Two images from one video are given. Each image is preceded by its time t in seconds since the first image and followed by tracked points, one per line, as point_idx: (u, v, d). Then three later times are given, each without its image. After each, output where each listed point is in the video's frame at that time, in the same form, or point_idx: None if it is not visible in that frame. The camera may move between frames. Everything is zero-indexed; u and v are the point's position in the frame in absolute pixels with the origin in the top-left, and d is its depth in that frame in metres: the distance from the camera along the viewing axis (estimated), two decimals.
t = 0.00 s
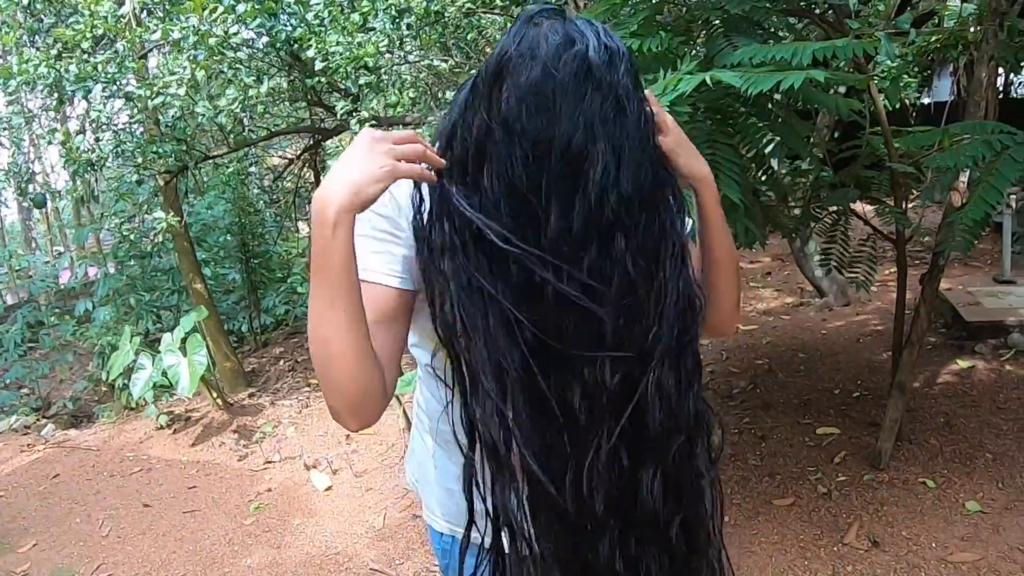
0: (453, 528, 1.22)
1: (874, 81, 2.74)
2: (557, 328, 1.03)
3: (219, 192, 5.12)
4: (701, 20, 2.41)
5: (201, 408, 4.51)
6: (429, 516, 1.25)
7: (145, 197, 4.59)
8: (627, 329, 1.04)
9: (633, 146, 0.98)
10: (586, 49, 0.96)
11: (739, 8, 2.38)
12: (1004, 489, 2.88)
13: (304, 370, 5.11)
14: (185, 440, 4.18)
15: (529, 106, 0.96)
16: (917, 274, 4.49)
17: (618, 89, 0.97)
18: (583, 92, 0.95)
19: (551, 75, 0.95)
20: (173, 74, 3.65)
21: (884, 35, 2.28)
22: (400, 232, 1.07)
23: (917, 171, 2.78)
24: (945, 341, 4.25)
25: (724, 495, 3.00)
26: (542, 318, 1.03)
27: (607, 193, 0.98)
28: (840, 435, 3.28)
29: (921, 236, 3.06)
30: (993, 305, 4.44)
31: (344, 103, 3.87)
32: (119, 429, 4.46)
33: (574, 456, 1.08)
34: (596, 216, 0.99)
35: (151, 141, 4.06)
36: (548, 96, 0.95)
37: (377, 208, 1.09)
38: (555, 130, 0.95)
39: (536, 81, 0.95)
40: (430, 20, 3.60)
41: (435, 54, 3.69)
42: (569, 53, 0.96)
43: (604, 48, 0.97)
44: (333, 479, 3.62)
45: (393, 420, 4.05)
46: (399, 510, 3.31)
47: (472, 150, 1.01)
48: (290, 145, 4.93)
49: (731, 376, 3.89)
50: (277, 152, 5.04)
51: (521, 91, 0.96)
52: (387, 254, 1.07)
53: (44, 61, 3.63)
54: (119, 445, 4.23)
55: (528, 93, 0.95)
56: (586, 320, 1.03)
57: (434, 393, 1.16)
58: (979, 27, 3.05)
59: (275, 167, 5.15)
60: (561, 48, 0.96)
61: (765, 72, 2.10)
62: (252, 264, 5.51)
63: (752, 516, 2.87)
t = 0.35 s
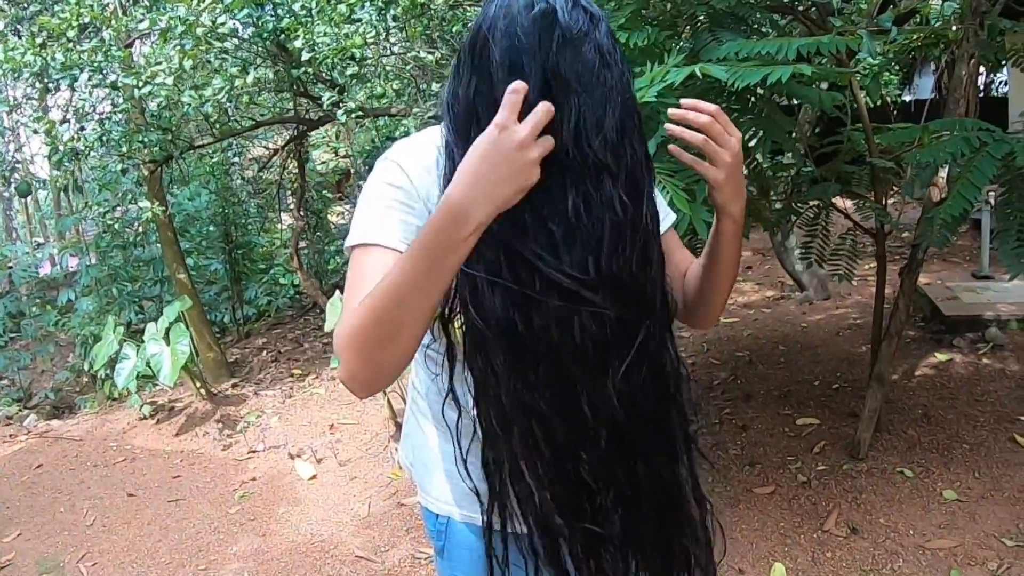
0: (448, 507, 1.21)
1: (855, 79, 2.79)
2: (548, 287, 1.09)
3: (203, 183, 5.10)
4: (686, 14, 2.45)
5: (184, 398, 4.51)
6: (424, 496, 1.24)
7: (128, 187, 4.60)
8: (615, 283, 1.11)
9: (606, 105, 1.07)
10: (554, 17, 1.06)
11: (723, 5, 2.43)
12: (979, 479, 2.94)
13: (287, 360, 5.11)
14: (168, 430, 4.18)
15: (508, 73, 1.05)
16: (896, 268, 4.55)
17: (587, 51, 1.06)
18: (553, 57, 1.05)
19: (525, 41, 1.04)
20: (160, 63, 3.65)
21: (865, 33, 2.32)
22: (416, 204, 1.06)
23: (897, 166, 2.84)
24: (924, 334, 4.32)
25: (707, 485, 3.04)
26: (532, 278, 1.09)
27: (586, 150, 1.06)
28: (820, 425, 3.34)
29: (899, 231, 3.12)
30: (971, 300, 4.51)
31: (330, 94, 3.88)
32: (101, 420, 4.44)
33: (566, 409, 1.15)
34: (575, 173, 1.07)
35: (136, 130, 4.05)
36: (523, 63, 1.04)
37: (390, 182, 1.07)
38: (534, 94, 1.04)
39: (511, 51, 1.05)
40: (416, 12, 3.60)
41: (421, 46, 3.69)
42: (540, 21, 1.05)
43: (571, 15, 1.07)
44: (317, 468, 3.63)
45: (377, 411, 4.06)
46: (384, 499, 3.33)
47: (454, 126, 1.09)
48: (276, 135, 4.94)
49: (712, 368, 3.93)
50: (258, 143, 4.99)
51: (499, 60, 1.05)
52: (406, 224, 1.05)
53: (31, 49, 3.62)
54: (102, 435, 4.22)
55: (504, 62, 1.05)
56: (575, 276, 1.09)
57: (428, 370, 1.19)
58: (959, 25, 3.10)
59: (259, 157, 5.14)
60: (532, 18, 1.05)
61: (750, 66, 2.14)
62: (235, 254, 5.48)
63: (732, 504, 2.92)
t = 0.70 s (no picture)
0: (442, 504, 1.23)
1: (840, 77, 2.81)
2: (586, 285, 1.02)
3: (190, 177, 5.09)
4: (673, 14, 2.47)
5: (170, 393, 4.49)
6: (417, 492, 1.26)
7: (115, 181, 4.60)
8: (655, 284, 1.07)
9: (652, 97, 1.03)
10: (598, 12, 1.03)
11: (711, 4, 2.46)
12: (961, 474, 2.98)
13: (273, 355, 5.10)
14: (154, 424, 4.17)
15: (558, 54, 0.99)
16: (880, 265, 4.59)
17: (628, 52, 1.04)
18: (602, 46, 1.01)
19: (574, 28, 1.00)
20: (147, 57, 3.65)
21: (850, 32, 2.34)
22: (394, 210, 1.04)
23: (880, 165, 2.85)
24: (907, 331, 4.36)
25: (690, 479, 3.07)
26: (570, 275, 1.02)
27: (627, 143, 1.03)
28: (803, 420, 3.37)
29: (884, 228, 3.14)
30: (954, 297, 4.55)
31: (317, 89, 3.89)
32: (86, 414, 4.43)
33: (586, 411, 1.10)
34: (620, 165, 1.02)
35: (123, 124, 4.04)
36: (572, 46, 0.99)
37: (370, 187, 1.04)
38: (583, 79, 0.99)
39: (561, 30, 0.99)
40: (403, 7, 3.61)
41: (408, 42, 3.71)
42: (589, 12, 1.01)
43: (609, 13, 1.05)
44: (303, 463, 3.63)
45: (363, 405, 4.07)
46: (370, 493, 3.34)
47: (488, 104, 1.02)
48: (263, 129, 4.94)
49: (697, 364, 3.96)
50: (245, 138, 5.01)
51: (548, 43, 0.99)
52: (379, 234, 1.03)
53: (18, 42, 3.61)
54: (88, 430, 4.21)
55: (554, 44, 0.99)
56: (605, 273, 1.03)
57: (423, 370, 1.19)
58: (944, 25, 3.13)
59: (245, 152, 5.12)
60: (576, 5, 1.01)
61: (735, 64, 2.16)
62: (221, 249, 5.46)
63: (717, 498, 2.94)
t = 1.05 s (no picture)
0: (430, 503, 1.23)
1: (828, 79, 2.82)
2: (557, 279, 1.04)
3: (181, 177, 5.08)
4: (662, 15, 2.49)
5: (160, 393, 4.49)
6: (406, 489, 1.27)
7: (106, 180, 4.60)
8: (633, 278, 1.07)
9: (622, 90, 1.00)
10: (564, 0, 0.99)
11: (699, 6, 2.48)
12: (948, 472, 3.00)
13: (264, 355, 5.10)
14: (144, 424, 4.17)
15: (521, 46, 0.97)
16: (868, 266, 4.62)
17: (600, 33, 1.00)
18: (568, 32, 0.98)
19: (539, 20, 0.97)
20: (138, 56, 3.65)
21: (835, 34, 2.35)
22: (386, 201, 1.04)
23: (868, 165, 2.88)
24: (896, 331, 4.38)
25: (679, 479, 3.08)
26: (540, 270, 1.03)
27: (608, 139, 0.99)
28: (791, 420, 3.39)
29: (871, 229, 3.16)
30: (942, 298, 4.58)
31: (308, 90, 3.89)
32: (76, 415, 4.42)
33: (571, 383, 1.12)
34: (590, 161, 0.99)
35: (114, 123, 4.03)
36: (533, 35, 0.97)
37: (361, 180, 1.05)
38: (548, 74, 0.96)
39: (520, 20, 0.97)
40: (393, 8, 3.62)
41: (399, 42, 3.73)
42: None
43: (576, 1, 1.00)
44: (293, 462, 3.64)
45: (354, 405, 4.07)
46: (361, 493, 3.35)
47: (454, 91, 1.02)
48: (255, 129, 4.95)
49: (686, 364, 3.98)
50: (235, 138, 5.04)
51: (508, 34, 0.98)
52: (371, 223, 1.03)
53: (8, 41, 3.61)
54: (78, 429, 4.20)
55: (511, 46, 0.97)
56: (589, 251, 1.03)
57: (412, 367, 1.19)
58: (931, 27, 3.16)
59: (236, 151, 5.16)
60: None
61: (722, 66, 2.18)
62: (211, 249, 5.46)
63: (706, 497, 2.96)
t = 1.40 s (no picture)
0: (433, 513, 1.24)
1: (821, 86, 2.84)
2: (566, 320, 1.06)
3: (175, 183, 5.09)
4: (656, 22, 2.52)
5: (155, 400, 4.48)
6: (407, 499, 1.27)
7: (97, 187, 4.59)
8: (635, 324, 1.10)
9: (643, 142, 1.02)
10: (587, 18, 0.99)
11: (693, 14, 2.51)
12: (941, 476, 3.01)
13: (257, 361, 5.10)
14: (138, 431, 4.16)
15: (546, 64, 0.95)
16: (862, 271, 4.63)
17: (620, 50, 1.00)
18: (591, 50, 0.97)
19: (581, 68, 0.96)
20: (133, 63, 3.67)
21: (828, 41, 2.37)
22: (373, 219, 1.05)
23: (861, 170, 2.89)
24: (889, 335, 4.40)
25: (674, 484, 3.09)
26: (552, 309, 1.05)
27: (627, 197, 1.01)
28: (785, 424, 3.40)
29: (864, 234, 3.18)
30: (935, 302, 4.60)
31: (303, 96, 3.91)
32: (70, 421, 4.41)
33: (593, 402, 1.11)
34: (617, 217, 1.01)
35: (107, 130, 4.02)
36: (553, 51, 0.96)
37: (349, 197, 1.05)
38: (585, 127, 0.95)
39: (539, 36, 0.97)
40: (387, 14, 3.62)
41: (393, 48, 3.73)
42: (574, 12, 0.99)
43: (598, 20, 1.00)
44: (288, 469, 3.64)
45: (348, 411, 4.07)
46: (355, 499, 3.34)
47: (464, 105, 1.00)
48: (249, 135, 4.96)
49: (680, 369, 3.98)
50: (228, 144, 5.05)
51: (537, 60, 0.96)
52: (356, 245, 1.03)
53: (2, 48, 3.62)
54: (72, 437, 4.19)
55: (555, 95, 0.95)
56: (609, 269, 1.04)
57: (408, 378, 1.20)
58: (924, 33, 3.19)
59: (230, 158, 5.11)
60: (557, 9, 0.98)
61: (713, 74, 2.19)
62: (205, 255, 5.45)
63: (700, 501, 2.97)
